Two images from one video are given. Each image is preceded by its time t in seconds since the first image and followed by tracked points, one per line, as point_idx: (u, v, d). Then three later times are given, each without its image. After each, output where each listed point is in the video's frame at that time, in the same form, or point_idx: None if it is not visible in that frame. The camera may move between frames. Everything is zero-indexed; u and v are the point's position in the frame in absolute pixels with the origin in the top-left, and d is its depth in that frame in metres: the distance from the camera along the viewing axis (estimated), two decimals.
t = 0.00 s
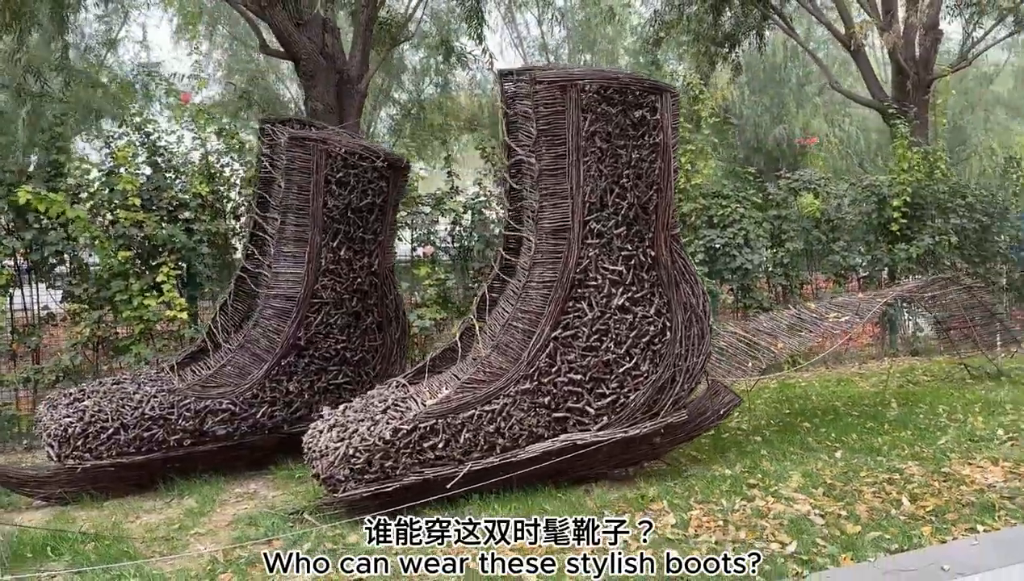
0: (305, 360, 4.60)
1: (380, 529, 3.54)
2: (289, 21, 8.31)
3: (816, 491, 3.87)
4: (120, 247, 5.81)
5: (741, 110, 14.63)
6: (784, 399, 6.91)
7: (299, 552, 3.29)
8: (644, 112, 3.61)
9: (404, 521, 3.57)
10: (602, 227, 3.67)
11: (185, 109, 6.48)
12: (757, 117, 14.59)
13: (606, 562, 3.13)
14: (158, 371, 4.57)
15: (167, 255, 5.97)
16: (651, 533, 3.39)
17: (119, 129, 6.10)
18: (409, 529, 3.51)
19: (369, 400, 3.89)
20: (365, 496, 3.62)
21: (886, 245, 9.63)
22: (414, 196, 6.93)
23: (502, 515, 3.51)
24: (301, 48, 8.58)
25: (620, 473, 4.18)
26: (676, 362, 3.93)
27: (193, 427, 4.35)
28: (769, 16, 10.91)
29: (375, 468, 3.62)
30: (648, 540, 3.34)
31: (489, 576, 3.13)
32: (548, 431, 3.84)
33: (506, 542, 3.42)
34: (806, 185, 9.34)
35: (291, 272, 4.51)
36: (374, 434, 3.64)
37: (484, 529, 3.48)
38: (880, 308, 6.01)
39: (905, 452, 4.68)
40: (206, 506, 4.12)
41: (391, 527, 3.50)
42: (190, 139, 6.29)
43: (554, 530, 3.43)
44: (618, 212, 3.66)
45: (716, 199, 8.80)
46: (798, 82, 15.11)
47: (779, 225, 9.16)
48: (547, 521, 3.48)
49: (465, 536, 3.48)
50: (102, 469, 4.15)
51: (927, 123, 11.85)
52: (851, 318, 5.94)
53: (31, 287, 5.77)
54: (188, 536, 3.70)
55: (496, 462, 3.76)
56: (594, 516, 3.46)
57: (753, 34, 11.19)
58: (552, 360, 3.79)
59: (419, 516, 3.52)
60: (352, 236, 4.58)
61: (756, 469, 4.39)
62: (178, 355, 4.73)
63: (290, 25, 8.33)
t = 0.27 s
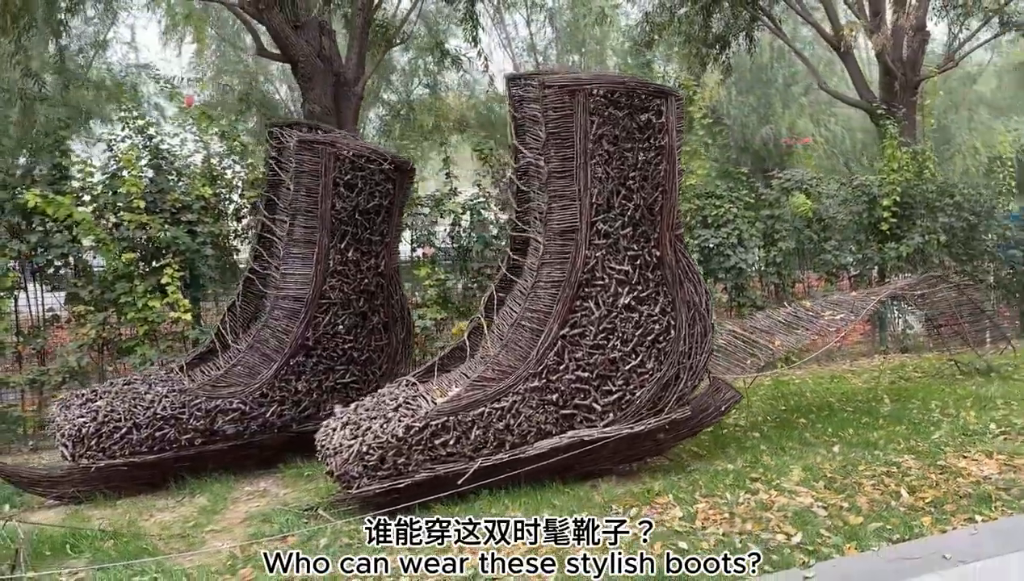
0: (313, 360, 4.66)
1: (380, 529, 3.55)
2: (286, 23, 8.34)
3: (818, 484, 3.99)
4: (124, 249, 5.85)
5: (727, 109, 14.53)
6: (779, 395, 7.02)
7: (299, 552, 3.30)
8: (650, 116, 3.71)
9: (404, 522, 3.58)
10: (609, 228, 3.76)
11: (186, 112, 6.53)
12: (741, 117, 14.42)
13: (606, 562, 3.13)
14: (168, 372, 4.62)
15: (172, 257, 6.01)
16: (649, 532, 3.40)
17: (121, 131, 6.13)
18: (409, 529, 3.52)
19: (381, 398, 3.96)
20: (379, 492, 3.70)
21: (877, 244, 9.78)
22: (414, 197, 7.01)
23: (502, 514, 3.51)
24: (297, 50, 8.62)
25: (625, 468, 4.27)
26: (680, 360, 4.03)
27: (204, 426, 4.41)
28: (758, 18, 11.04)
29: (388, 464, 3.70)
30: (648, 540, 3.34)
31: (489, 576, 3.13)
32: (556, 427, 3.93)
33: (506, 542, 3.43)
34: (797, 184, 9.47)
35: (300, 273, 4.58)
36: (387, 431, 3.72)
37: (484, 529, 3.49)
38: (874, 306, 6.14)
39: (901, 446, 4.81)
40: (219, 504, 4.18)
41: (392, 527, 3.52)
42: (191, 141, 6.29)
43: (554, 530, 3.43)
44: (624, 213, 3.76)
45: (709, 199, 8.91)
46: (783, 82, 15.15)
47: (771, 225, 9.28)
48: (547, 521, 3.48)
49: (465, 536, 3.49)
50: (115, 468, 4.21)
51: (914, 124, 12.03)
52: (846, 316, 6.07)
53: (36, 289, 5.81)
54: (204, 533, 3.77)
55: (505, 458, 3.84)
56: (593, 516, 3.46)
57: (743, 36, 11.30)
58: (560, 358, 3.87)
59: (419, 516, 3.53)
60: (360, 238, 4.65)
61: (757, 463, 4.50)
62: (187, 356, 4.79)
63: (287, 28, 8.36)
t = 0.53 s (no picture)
0: (322, 359, 4.70)
1: (380, 529, 3.53)
2: (285, 25, 8.35)
3: (825, 477, 4.06)
4: (129, 251, 5.87)
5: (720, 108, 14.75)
6: (780, 392, 7.08)
7: (299, 553, 3.29)
8: (659, 115, 3.76)
9: (404, 522, 3.56)
10: (618, 226, 3.81)
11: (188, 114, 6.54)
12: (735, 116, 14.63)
13: (606, 562, 3.10)
14: (178, 372, 4.65)
15: (177, 258, 6.03)
16: (653, 529, 3.40)
17: (126, 133, 6.15)
18: (409, 529, 3.50)
19: (393, 395, 4.00)
20: (392, 488, 3.74)
21: (873, 241, 9.86)
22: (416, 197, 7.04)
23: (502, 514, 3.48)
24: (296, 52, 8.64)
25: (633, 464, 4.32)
26: (687, 356, 4.08)
27: (214, 425, 4.43)
28: (751, 17, 11.12)
29: (402, 460, 3.74)
30: (649, 540, 3.30)
31: (489, 576, 3.11)
32: (566, 423, 3.97)
33: (506, 542, 3.39)
34: (794, 183, 9.54)
35: (309, 272, 4.62)
36: (401, 428, 3.76)
37: (484, 528, 3.46)
38: (874, 302, 6.22)
39: (904, 440, 4.88)
40: (231, 502, 4.21)
41: (392, 528, 3.49)
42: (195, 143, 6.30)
43: (554, 530, 3.40)
44: (633, 211, 3.81)
45: (707, 198, 8.97)
46: (773, 82, 15.24)
47: (769, 223, 9.34)
48: (547, 521, 3.45)
49: (466, 536, 3.46)
50: (127, 467, 4.23)
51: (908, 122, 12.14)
52: (847, 312, 6.14)
53: (42, 290, 5.83)
54: (219, 530, 3.80)
55: (517, 454, 3.89)
56: (594, 515, 3.42)
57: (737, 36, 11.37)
58: (570, 355, 3.92)
59: (419, 516, 3.50)
60: (368, 237, 4.69)
61: (763, 457, 4.55)
62: (196, 355, 4.81)
63: (285, 29, 8.37)
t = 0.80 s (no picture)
0: (336, 358, 4.72)
1: (380, 529, 3.53)
2: (290, 27, 8.36)
3: (839, 472, 4.09)
4: (139, 252, 5.89)
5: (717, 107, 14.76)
6: (786, 389, 7.12)
7: (299, 553, 3.31)
8: (674, 114, 3.79)
9: (404, 522, 3.56)
10: (633, 224, 3.84)
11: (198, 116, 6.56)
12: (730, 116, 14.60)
13: (606, 562, 3.09)
14: (194, 371, 4.68)
15: (187, 259, 6.04)
16: (666, 526, 3.39)
17: (136, 134, 6.16)
18: (409, 529, 3.50)
19: (410, 394, 4.03)
20: (411, 485, 3.76)
21: (875, 240, 9.91)
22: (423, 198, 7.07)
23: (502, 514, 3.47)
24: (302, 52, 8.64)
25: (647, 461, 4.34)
26: (702, 352, 4.11)
27: (230, 425, 4.46)
28: (751, 17, 11.17)
29: (420, 458, 3.76)
30: (649, 540, 3.29)
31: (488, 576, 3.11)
32: (582, 421, 4.00)
33: (506, 542, 3.38)
34: (796, 182, 9.58)
35: (323, 272, 4.65)
36: (419, 426, 3.78)
37: (484, 528, 3.45)
38: (881, 299, 6.28)
39: (914, 436, 4.91)
40: (248, 501, 4.23)
41: (392, 527, 3.50)
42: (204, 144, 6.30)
43: (554, 530, 3.38)
44: (648, 209, 3.84)
45: (711, 198, 9.00)
46: (770, 82, 15.32)
47: (772, 222, 9.38)
48: (548, 521, 3.43)
49: (465, 537, 3.46)
50: (144, 467, 4.26)
51: (908, 121, 12.19)
52: (854, 310, 6.19)
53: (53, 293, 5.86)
54: (238, 529, 3.82)
55: (533, 451, 3.91)
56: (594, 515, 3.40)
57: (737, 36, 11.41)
58: (586, 353, 3.95)
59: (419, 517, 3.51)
60: (381, 237, 4.72)
61: (775, 454, 4.58)
62: (210, 355, 4.84)
63: (290, 31, 8.32)
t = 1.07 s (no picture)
0: (354, 360, 4.75)
1: (380, 529, 3.56)
2: (300, 30, 8.36)
3: (858, 471, 4.13)
4: (154, 255, 5.91)
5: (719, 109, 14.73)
6: (796, 390, 7.14)
7: (299, 553, 3.34)
8: (694, 116, 3.83)
9: (404, 522, 3.59)
10: (653, 226, 3.87)
11: (211, 119, 6.57)
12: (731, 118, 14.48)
13: (606, 562, 3.12)
14: (213, 374, 4.71)
15: (202, 261, 6.07)
16: (686, 526, 3.41)
17: (150, 138, 6.19)
18: (409, 529, 3.53)
19: (430, 395, 4.06)
20: (433, 486, 3.79)
21: (881, 240, 9.94)
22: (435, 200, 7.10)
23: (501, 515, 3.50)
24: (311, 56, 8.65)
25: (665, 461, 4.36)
26: (720, 353, 4.13)
27: (250, 427, 4.48)
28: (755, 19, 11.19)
29: (442, 459, 3.79)
30: (649, 540, 3.32)
31: (488, 576, 3.14)
32: (601, 421, 4.02)
33: (505, 542, 3.41)
34: (803, 183, 9.60)
35: (342, 274, 4.68)
36: (441, 427, 3.81)
37: (484, 529, 3.48)
38: (893, 299, 6.32)
39: (928, 435, 4.95)
40: (270, 502, 4.26)
41: (391, 528, 3.53)
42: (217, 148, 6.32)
43: (554, 531, 3.40)
44: (668, 210, 3.87)
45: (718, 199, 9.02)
46: (768, 83, 15.18)
47: (779, 223, 9.40)
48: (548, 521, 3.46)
49: (465, 536, 3.50)
50: (166, 469, 4.28)
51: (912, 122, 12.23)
52: (866, 310, 6.23)
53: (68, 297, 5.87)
54: (262, 529, 3.85)
55: (553, 452, 3.94)
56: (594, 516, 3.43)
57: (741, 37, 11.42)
58: (606, 354, 3.97)
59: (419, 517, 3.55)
60: (399, 239, 4.76)
61: (792, 453, 4.61)
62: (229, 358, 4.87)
63: (298, 34, 8.29)
